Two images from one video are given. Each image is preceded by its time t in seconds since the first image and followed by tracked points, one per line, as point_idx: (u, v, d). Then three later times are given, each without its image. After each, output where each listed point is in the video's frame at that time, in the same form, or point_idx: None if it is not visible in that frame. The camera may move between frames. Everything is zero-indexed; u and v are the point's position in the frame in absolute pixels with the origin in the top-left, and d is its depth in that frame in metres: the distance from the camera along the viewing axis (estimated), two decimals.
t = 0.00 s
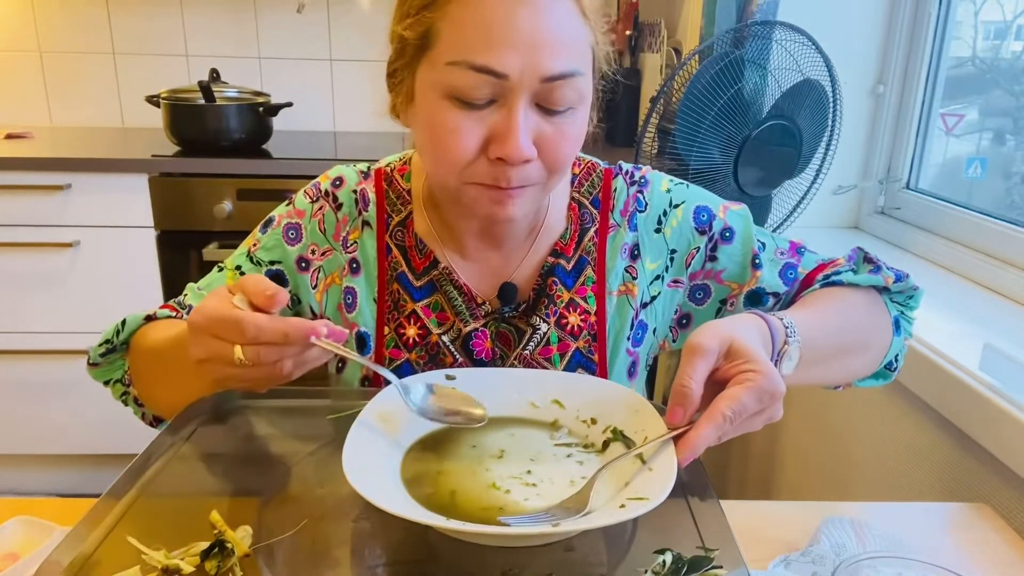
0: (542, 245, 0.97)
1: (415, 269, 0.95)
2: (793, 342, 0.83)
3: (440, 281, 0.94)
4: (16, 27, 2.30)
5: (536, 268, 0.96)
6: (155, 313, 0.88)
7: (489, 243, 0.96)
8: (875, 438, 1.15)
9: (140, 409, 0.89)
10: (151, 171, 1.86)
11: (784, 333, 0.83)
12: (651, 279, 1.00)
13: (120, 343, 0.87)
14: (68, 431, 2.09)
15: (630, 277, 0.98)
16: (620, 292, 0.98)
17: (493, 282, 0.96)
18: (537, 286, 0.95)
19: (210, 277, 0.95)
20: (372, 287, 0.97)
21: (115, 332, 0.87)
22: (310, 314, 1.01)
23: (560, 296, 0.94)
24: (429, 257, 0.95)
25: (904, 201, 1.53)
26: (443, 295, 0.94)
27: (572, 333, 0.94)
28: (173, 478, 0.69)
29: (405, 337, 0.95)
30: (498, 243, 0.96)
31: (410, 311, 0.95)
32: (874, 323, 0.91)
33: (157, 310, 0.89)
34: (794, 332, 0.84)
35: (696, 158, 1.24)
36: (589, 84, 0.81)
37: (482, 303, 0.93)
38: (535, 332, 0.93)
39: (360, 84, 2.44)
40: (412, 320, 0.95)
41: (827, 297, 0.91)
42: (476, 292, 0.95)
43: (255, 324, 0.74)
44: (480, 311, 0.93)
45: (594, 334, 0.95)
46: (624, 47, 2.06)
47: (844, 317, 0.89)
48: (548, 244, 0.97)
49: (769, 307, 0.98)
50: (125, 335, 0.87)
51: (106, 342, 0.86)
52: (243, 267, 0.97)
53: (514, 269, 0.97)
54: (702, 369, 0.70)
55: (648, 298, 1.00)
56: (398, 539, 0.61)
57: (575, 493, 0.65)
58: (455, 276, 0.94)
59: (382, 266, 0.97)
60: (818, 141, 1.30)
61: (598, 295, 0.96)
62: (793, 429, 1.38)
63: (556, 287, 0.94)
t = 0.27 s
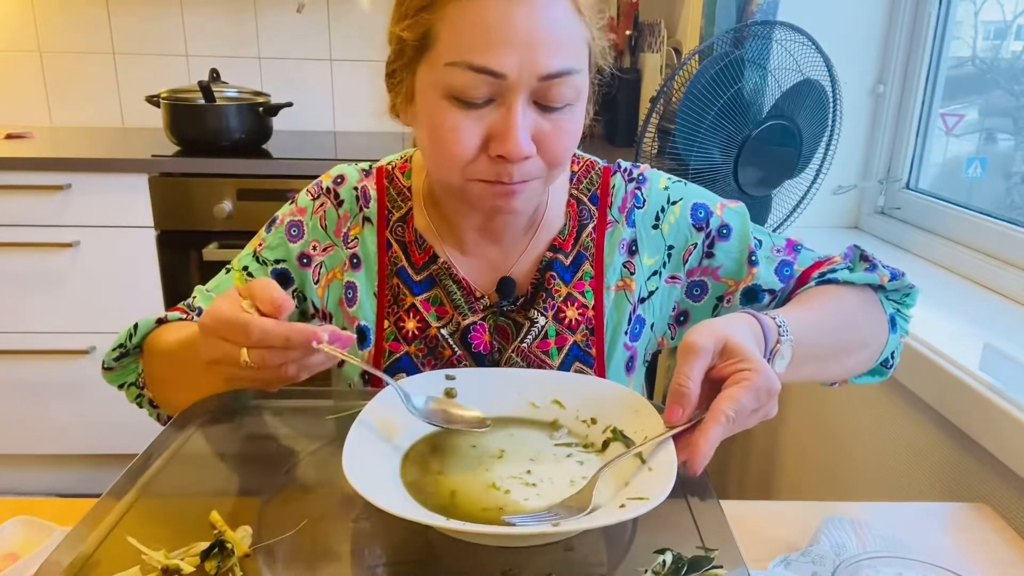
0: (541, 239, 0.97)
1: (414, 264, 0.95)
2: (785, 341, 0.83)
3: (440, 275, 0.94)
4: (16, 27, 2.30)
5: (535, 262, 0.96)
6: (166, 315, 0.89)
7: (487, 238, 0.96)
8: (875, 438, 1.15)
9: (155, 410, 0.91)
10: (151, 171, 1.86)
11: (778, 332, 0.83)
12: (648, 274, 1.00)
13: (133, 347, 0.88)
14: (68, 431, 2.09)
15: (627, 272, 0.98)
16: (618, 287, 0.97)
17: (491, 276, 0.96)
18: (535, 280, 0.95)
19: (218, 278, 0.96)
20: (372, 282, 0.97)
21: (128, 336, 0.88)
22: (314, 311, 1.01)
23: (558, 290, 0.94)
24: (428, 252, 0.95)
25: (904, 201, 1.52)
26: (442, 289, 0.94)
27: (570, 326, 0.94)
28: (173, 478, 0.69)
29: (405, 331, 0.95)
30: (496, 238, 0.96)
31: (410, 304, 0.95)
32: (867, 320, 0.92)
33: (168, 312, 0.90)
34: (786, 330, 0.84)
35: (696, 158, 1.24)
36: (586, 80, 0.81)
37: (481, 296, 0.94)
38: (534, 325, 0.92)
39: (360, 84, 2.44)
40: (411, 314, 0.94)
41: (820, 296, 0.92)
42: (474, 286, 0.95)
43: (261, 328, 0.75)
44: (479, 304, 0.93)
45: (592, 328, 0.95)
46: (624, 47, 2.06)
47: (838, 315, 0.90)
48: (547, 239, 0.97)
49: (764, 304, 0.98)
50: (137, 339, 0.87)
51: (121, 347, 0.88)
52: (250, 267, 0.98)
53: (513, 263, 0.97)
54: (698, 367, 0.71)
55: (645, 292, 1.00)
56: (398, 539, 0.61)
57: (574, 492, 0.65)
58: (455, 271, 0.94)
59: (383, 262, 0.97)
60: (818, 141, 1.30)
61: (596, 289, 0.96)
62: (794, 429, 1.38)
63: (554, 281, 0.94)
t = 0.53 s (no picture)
0: (540, 234, 0.97)
1: (415, 257, 0.95)
2: (784, 337, 0.83)
3: (440, 269, 0.94)
4: (16, 27, 2.30)
5: (533, 258, 0.96)
6: (172, 314, 0.89)
7: (487, 231, 0.96)
8: (875, 437, 1.15)
9: (163, 407, 0.92)
10: (152, 171, 1.86)
11: (776, 328, 0.83)
12: (646, 270, 1.00)
13: (141, 345, 0.88)
14: (68, 431, 2.10)
15: (625, 267, 0.98)
16: (615, 282, 0.97)
17: (489, 268, 0.97)
18: (533, 274, 0.95)
19: (223, 276, 0.97)
20: (373, 275, 0.97)
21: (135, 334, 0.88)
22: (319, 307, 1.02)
23: (557, 283, 0.94)
24: (429, 245, 0.95)
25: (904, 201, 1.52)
26: (442, 282, 0.94)
27: (568, 319, 0.94)
28: (173, 478, 0.69)
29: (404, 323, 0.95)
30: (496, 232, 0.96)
31: (410, 297, 0.95)
32: (862, 317, 0.92)
33: (175, 311, 0.90)
34: (785, 327, 0.84)
35: (695, 158, 1.24)
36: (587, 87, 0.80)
37: (480, 289, 0.93)
38: (532, 317, 0.92)
39: (360, 84, 2.44)
40: (411, 306, 0.94)
41: (817, 295, 0.91)
42: (474, 279, 0.95)
43: (263, 340, 0.76)
44: (479, 297, 0.93)
45: (590, 322, 0.95)
46: (624, 47, 2.06)
47: (834, 312, 0.90)
48: (545, 235, 0.97)
49: (759, 300, 0.98)
50: (145, 337, 0.88)
51: (128, 343, 0.88)
52: (255, 264, 0.99)
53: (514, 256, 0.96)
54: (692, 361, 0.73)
55: (643, 288, 1.00)
56: (398, 539, 0.61)
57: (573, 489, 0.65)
58: (454, 263, 0.94)
59: (383, 256, 0.97)
60: (818, 141, 1.30)
61: (594, 283, 0.96)
62: (794, 429, 1.38)
63: (553, 275, 0.94)
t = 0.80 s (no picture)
0: (546, 233, 0.97)
1: (421, 257, 0.95)
2: (790, 334, 0.83)
3: (446, 268, 0.94)
4: (16, 27, 2.30)
5: (539, 256, 0.96)
6: (183, 320, 0.90)
7: (492, 231, 0.97)
8: (875, 437, 1.15)
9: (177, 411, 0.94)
10: (152, 171, 1.86)
11: (783, 325, 0.83)
12: (650, 270, 1.00)
13: (152, 352, 0.90)
14: (69, 431, 2.10)
15: (630, 267, 0.98)
16: (620, 282, 0.98)
17: (496, 269, 0.97)
18: (539, 274, 0.95)
19: (231, 281, 0.97)
20: (378, 275, 0.97)
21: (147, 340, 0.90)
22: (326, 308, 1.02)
23: (563, 283, 0.95)
24: (435, 245, 0.95)
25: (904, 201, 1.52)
26: (448, 281, 0.94)
27: (573, 318, 0.94)
28: (173, 478, 0.69)
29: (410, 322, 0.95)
30: (503, 231, 0.97)
31: (416, 296, 0.95)
32: (862, 317, 0.92)
33: (184, 317, 0.91)
34: (792, 324, 0.84)
35: (696, 158, 1.24)
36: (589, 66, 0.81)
37: (485, 288, 0.94)
38: (538, 316, 0.92)
39: (360, 84, 2.44)
40: (417, 305, 0.94)
41: (821, 296, 0.91)
42: (480, 278, 0.95)
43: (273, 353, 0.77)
44: (484, 296, 0.93)
45: (595, 321, 0.95)
46: (624, 47, 2.06)
47: (836, 312, 0.90)
48: (551, 235, 0.97)
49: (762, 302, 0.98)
50: (156, 344, 0.90)
51: (140, 350, 0.90)
52: (262, 267, 1.00)
53: (520, 257, 0.97)
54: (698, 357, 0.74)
55: (648, 289, 1.00)
56: (398, 539, 0.61)
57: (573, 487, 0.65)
58: (460, 263, 0.94)
59: (389, 255, 0.97)
60: (818, 141, 1.30)
61: (600, 283, 0.96)
62: (794, 429, 1.38)
63: (559, 275, 0.94)
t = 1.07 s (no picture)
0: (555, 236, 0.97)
1: (427, 258, 0.96)
2: (803, 339, 0.83)
3: (452, 270, 0.95)
4: (16, 27, 2.30)
5: (548, 259, 0.96)
6: (194, 330, 0.91)
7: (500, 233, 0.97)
8: (875, 437, 1.15)
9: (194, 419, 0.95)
10: (152, 171, 1.86)
11: (796, 330, 0.84)
12: (659, 276, 1.00)
13: (167, 362, 0.91)
14: (69, 431, 2.10)
15: (639, 273, 0.98)
16: (629, 286, 0.97)
17: (503, 272, 0.96)
18: (548, 277, 0.95)
19: (241, 289, 0.98)
20: (385, 277, 0.97)
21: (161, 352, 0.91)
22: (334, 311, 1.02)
23: (572, 286, 0.95)
24: (442, 246, 0.96)
25: (904, 201, 1.52)
26: (455, 283, 0.95)
27: (581, 322, 0.94)
28: (173, 479, 0.69)
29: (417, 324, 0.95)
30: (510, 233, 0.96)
31: (423, 298, 0.95)
32: (866, 327, 0.92)
33: (196, 326, 0.92)
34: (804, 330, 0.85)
35: (696, 158, 1.24)
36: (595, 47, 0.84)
37: (492, 291, 0.94)
38: (547, 320, 0.93)
39: (360, 85, 2.44)
40: (424, 307, 0.95)
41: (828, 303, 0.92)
42: (487, 279, 0.95)
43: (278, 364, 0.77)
44: (491, 298, 0.93)
45: (604, 326, 0.95)
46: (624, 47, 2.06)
47: (843, 320, 0.90)
48: (561, 237, 0.97)
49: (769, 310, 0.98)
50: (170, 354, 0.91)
51: (155, 362, 0.92)
52: (271, 273, 1.00)
53: (528, 261, 0.97)
54: (705, 351, 0.74)
55: (656, 295, 1.00)
56: (398, 539, 0.61)
57: (573, 487, 0.65)
58: (468, 265, 0.95)
59: (395, 257, 0.98)
60: (818, 142, 1.30)
61: (609, 288, 0.96)
62: (794, 429, 1.38)
63: (568, 278, 0.95)
